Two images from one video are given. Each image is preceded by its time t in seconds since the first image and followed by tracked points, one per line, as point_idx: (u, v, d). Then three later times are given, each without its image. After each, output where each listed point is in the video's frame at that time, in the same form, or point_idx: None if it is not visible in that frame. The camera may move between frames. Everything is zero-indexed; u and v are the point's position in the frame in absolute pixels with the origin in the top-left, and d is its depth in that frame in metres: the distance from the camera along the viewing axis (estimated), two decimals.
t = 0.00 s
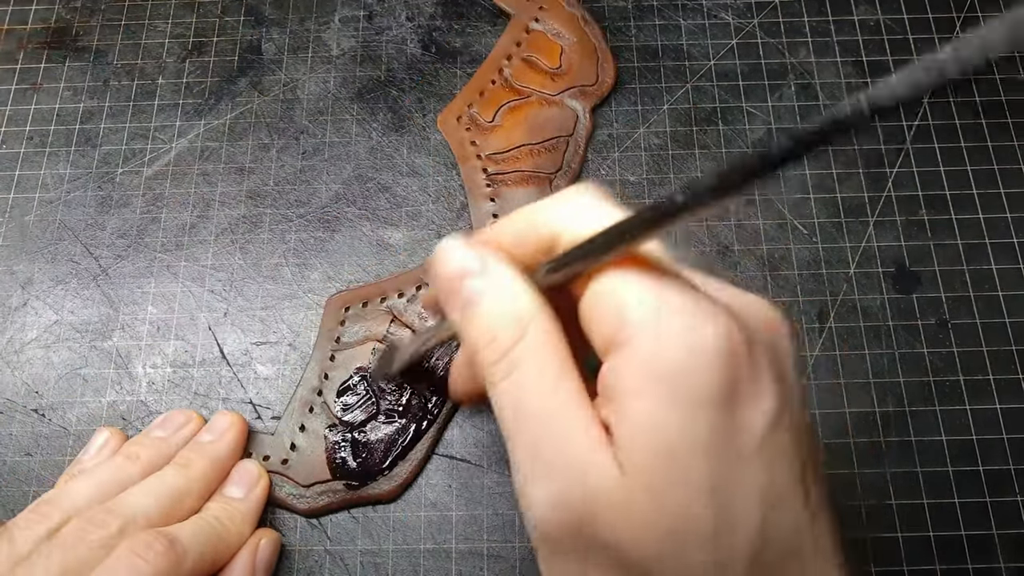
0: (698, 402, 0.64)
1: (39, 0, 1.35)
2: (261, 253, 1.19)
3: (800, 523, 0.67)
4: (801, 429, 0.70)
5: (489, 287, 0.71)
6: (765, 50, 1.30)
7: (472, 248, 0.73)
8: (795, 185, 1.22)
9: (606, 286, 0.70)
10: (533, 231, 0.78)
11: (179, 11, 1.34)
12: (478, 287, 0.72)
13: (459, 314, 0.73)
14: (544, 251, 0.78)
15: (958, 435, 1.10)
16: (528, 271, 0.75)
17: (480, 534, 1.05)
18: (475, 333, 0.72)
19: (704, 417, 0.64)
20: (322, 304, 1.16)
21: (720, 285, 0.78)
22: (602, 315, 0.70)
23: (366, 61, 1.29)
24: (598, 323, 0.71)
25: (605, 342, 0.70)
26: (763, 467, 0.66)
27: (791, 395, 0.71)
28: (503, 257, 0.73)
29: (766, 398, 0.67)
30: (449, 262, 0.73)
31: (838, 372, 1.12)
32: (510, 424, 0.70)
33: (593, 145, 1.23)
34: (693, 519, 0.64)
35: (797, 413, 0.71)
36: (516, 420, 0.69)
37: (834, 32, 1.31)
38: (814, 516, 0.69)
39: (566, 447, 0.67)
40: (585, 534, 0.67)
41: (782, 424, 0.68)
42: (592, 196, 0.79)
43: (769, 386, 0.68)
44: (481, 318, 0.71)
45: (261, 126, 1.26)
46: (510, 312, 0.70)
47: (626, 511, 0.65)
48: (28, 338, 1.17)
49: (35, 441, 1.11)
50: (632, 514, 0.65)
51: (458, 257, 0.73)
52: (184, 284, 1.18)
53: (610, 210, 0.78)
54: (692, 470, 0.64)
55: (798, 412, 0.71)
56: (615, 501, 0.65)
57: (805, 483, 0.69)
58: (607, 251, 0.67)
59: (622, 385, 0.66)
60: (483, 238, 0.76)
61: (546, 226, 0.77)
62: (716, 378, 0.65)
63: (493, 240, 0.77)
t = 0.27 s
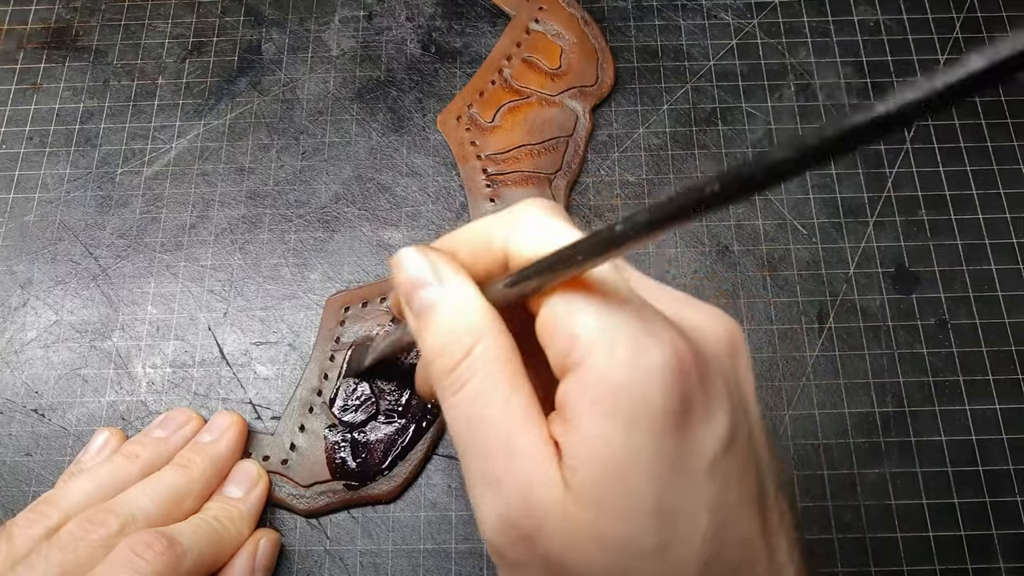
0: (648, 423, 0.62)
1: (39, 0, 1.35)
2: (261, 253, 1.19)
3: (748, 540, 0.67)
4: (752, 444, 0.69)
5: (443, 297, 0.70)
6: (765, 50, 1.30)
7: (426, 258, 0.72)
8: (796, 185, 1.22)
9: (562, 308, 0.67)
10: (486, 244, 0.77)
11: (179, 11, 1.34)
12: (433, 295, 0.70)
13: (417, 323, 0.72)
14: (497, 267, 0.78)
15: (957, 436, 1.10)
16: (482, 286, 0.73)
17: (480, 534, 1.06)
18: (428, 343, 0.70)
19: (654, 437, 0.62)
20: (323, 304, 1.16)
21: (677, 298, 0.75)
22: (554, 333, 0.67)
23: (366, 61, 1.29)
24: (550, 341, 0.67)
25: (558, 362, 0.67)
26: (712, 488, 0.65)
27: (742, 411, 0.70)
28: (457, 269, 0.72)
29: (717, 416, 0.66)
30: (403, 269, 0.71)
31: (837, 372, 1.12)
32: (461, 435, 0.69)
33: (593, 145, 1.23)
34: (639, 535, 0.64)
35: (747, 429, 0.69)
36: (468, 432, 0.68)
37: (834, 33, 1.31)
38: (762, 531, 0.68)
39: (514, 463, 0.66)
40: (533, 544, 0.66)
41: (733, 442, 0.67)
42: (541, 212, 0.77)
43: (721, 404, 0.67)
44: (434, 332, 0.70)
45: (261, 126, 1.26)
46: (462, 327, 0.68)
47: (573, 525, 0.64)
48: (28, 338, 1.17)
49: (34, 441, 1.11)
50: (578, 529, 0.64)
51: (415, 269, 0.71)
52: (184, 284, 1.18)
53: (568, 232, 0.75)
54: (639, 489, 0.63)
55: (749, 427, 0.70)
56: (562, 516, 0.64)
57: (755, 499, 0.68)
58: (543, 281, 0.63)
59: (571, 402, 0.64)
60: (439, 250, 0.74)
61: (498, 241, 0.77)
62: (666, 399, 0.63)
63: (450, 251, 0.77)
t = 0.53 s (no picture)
0: (640, 392, 0.61)
1: (39, 0, 1.35)
2: (261, 253, 1.19)
3: (744, 512, 0.65)
4: (746, 417, 0.68)
5: (437, 277, 0.69)
6: (765, 50, 1.30)
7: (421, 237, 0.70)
8: (795, 185, 1.22)
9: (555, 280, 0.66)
10: (481, 225, 0.76)
11: (178, 11, 1.34)
12: (427, 275, 0.69)
13: (411, 304, 0.71)
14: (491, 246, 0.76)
15: (958, 436, 1.10)
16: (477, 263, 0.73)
17: (480, 534, 1.05)
18: (423, 321, 0.69)
19: (647, 406, 0.61)
20: (323, 304, 1.16)
21: (667, 274, 0.74)
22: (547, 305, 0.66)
23: (367, 61, 1.29)
24: (544, 314, 0.66)
25: (552, 334, 0.66)
26: (707, 458, 0.64)
27: (734, 382, 0.68)
28: (453, 249, 0.70)
29: (709, 386, 0.65)
30: (397, 251, 0.70)
31: (838, 372, 1.12)
32: (455, 411, 0.68)
33: (593, 145, 1.23)
34: (633, 507, 0.62)
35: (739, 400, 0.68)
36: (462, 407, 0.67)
37: (834, 32, 1.31)
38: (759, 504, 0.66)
39: (508, 437, 0.64)
40: (527, 518, 0.65)
41: (726, 412, 0.66)
42: (533, 189, 0.76)
43: (713, 372, 0.65)
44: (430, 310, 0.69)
45: (261, 126, 1.26)
46: (457, 305, 0.67)
47: (567, 498, 0.63)
48: (28, 338, 1.17)
49: (34, 441, 1.11)
50: (573, 503, 0.63)
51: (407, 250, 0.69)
52: (184, 284, 1.18)
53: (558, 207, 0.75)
54: (633, 461, 0.61)
55: (742, 397, 0.69)
56: (556, 489, 0.63)
57: (750, 471, 0.66)
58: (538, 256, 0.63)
59: (562, 374, 0.62)
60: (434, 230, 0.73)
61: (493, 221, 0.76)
62: (658, 367, 0.61)
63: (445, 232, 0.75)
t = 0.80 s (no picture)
0: (654, 375, 0.58)
1: (39, 0, 1.35)
2: (261, 253, 1.19)
3: (752, 500, 0.64)
4: (755, 400, 0.66)
5: (453, 264, 0.65)
6: (765, 50, 1.30)
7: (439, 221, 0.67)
8: (795, 185, 1.22)
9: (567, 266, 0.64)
10: (498, 212, 0.71)
11: (178, 11, 1.34)
12: (442, 261, 0.66)
13: (425, 291, 0.67)
14: (508, 234, 0.71)
15: (957, 436, 1.10)
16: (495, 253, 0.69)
17: (480, 534, 1.05)
18: (435, 308, 0.66)
19: (660, 389, 0.59)
20: (323, 304, 1.16)
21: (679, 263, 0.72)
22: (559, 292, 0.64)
23: (367, 61, 1.29)
24: (557, 301, 0.64)
25: (564, 322, 0.64)
26: (717, 442, 0.61)
27: (744, 363, 0.66)
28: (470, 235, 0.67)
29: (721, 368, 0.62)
30: (415, 235, 0.66)
31: (837, 372, 1.12)
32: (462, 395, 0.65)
33: (593, 145, 1.23)
34: (643, 490, 0.60)
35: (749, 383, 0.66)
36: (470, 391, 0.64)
37: (834, 33, 1.31)
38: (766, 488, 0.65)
39: (517, 419, 0.61)
40: (533, 501, 0.62)
41: (737, 395, 0.63)
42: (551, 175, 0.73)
43: (725, 355, 0.63)
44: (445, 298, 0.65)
45: (261, 126, 1.26)
46: (471, 289, 0.64)
47: (576, 483, 0.60)
48: (28, 338, 1.17)
49: (34, 441, 1.11)
50: (582, 487, 0.60)
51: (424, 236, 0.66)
52: (184, 284, 1.18)
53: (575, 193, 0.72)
54: (642, 444, 0.59)
55: (750, 381, 0.67)
56: (565, 472, 0.60)
57: (757, 456, 0.64)
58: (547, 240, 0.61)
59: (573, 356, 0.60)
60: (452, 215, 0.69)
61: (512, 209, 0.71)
62: (671, 349, 0.59)
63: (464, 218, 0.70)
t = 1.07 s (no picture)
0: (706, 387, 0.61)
1: (39, 0, 1.35)
2: (261, 253, 1.19)
3: (803, 525, 0.62)
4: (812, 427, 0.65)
5: (515, 263, 0.67)
6: (765, 50, 1.30)
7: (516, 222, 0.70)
8: (796, 185, 1.22)
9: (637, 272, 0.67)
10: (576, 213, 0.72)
11: (179, 11, 1.34)
12: (504, 262, 0.68)
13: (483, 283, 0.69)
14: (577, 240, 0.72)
15: (958, 436, 1.10)
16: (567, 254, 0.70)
17: (480, 534, 1.05)
18: (491, 306, 0.67)
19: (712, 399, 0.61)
20: (323, 304, 1.16)
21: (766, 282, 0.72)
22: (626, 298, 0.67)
23: (366, 61, 1.29)
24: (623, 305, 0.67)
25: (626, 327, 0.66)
26: (769, 461, 0.62)
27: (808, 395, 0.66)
28: (544, 237, 0.69)
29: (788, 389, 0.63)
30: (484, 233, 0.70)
31: (838, 372, 1.12)
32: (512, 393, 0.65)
33: (593, 145, 1.23)
34: (688, 505, 0.61)
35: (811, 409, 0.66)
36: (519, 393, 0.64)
37: (834, 32, 1.31)
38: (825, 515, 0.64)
39: (566, 425, 0.61)
40: (579, 509, 0.62)
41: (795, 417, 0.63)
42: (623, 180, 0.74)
43: (786, 376, 0.63)
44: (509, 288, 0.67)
45: (261, 126, 1.26)
46: (533, 284, 0.66)
47: (621, 488, 0.61)
48: (28, 338, 1.17)
49: (34, 441, 1.11)
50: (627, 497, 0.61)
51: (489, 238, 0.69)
52: (184, 284, 1.18)
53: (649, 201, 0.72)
54: (683, 455, 0.61)
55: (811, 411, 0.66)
56: (613, 480, 0.61)
57: (813, 479, 0.64)
58: (669, 228, 0.64)
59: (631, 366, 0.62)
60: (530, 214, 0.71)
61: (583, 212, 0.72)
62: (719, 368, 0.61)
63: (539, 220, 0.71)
